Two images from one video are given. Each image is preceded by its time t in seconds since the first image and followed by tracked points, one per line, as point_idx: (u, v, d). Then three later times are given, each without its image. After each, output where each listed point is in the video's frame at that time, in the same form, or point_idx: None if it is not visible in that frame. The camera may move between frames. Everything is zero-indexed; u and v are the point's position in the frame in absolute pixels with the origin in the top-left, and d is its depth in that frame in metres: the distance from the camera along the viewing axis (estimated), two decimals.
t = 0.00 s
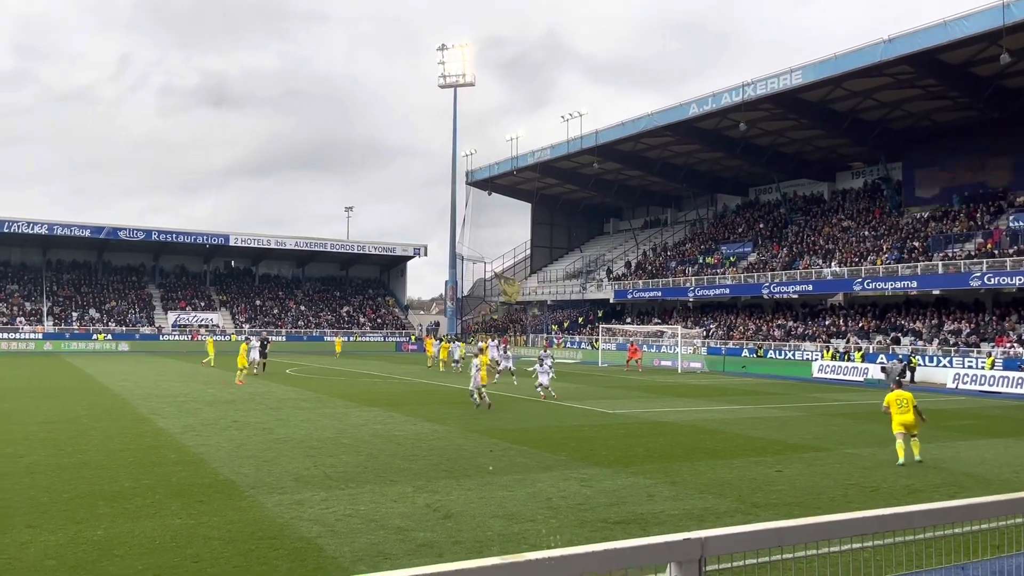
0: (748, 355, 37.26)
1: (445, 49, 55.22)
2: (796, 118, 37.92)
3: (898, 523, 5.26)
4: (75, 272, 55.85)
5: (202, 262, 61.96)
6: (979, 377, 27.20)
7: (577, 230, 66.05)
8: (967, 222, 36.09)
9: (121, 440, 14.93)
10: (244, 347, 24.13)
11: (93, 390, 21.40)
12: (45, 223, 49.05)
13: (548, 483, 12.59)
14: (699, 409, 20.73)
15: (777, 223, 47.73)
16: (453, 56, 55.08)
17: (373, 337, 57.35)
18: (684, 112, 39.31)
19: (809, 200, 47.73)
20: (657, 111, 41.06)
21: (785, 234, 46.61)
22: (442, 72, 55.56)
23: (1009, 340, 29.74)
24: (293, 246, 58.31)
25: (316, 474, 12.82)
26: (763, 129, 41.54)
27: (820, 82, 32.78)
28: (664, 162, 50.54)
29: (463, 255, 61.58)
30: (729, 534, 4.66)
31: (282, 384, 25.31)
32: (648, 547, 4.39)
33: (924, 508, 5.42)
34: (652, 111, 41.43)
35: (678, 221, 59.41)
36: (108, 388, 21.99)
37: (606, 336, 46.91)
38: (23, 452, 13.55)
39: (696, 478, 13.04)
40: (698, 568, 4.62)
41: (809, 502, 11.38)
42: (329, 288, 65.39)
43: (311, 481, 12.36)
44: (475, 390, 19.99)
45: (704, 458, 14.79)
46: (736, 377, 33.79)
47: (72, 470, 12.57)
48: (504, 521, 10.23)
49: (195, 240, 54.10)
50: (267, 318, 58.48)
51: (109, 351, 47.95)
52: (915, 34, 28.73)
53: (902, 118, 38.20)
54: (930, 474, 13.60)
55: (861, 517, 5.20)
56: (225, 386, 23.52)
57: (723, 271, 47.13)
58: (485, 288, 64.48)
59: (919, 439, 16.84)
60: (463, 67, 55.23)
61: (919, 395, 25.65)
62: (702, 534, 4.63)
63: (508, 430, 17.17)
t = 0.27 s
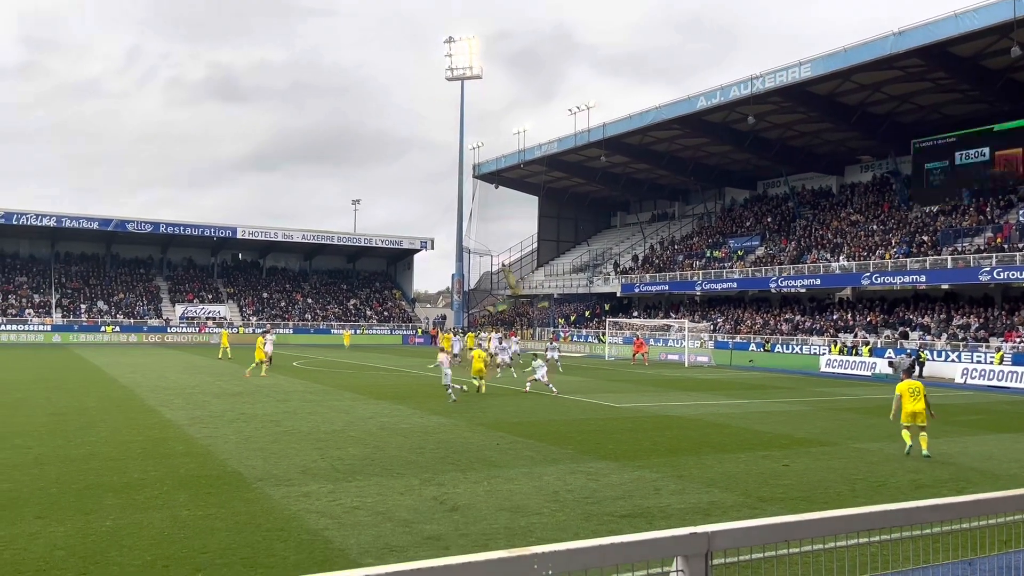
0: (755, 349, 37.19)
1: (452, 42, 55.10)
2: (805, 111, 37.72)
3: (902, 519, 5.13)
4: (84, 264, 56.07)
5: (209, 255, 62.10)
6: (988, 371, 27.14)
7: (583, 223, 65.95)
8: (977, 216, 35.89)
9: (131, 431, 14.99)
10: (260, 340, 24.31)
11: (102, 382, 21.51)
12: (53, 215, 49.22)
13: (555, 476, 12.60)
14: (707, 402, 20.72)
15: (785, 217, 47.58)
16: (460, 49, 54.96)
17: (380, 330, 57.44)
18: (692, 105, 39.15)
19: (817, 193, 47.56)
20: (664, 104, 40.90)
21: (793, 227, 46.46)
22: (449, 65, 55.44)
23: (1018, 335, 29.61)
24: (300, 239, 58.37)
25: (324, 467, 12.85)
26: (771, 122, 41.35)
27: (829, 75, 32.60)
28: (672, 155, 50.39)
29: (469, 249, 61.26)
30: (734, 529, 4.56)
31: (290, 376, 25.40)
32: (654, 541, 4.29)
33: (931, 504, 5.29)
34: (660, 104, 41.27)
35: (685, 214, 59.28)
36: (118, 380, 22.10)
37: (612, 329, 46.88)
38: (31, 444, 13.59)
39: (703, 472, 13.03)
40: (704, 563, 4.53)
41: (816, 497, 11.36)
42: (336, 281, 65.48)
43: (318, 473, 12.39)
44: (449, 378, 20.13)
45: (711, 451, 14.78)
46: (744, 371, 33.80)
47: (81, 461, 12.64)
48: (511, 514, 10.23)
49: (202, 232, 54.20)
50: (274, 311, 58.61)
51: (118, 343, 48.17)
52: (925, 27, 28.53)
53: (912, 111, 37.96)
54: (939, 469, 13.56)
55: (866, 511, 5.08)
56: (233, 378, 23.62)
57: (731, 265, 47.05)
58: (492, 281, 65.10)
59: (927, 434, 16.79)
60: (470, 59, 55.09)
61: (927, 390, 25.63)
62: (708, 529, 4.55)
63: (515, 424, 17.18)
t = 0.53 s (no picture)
0: (762, 344, 37.11)
1: (459, 35, 55.00)
2: (813, 105, 37.57)
3: (908, 514, 4.99)
4: (92, 257, 56.26)
5: (217, 248, 62.21)
6: (996, 367, 27.04)
7: (589, 218, 65.85)
8: (986, 211, 35.70)
9: (140, 423, 15.05)
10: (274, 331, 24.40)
11: (110, 374, 21.60)
12: (62, 208, 49.38)
13: (561, 470, 12.60)
14: (714, 397, 20.70)
15: (793, 211, 47.42)
16: (468, 42, 54.86)
17: (387, 323, 57.51)
18: (700, 99, 39.01)
19: (826, 188, 47.41)
20: (672, 97, 40.77)
21: (801, 222, 46.32)
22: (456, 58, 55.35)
23: None
24: (307, 232, 58.42)
25: (331, 460, 12.87)
26: (779, 116, 41.20)
27: (837, 69, 32.44)
28: (679, 149, 50.24)
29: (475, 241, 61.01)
30: (740, 523, 4.45)
31: (297, 369, 25.46)
32: (660, 536, 4.20)
33: (940, 500, 5.15)
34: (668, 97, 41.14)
35: (693, 209, 59.15)
36: (126, 372, 22.18)
37: (619, 323, 46.83)
38: (40, 436, 13.66)
39: (710, 467, 13.02)
40: (712, 558, 4.43)
41: (823, 492, 11.34)
42: (343, 274, 65.55)
43: (325, 466, 12.42)
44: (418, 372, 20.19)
45: (717, 446, 14.76)
46: (751, 366, 33.76)
47: (90, 453, 12.69)
48: (517, 507, 10.24)
49: (210, 226, 54.29)
50: (281, 304, 58.71)
51: (126, 336, 48.35)
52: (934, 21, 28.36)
53: (921, 106, 37.76)
54: (946, 464, 13.52)
55: (874, 507, 4.94)
56: (241, 371, 23.69)
57: (738, 259, 46.96)
58: (499, 274, 65.03)
59: (935, 430, 16.72)
60: (478, 52, 54.98)
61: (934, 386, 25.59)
62: (715, 523, 4.44)
63: (522, 418, 17.21)
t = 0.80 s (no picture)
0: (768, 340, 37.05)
1: (466, 29, 54.91)
2: (821, 100, 37.44)
3: (913, 511, 4.90)
4: (100, 251, 56.43)
5: (223, 242, 62.33)
6: (1004, 364, 26.94)
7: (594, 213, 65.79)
8: (994, 207, 35.55)
9: (149, 417, 15.10)
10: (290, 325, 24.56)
11: (118, 368, 21.66)
12: (70, 202, 49.53)
13: (567, 465, 12.61)
14: (720, 393, 20.69)
15: (800, 207, 47.32)
16: (474, 37, 54.76)
17: (392, 318, 57.58)
18: (707, 94, 38.90)
19: (833, 183, 47.28)
20: (679, 92, 40.66)
21: (808, 217, 46.22)
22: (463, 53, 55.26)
23: None
24: (314, 227, 58.48)
25: (336, 454, 12.91)
26: (787, 111, 41.07)
27: (846, 64, 32.29)
28: (686, 144, 50.13)
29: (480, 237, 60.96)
30: (746, 519, 4.38)
31: (303, 363, 25.52)
32: (666, 531, 4.15)
33: (946, 496, 5.06)
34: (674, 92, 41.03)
35: (699, 204, 59.05)
36: (133, 366, 22.24)
37: (625, 319, 46.82)
38: (49, 429, 13.72)
39: (716, 462, 13.02)
40: (718, 554, 4.37)
41: (829, 488, 11.34)
42: (349, 269, 65.64)
43: (331, 460, 12.45)
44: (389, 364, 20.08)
45: (723, 442, 14.76)
46: (757, 362, 33.73)
47: (99, 446, 12.75)
48: (522, 502, 10.26)
49: (217, 220, 54.39)
50: (288, 298, 58.83)
51: (133, 329, 48.51)
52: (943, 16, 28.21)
53: (930, 101, 37.60)
54: (953, 461, 13.50)
55: (878, 504, 4.85)
56: (248, 365, 23.74)
57: (745, 255, 46.89)
58: (505, 270, 64.95)
59: (941, 426, 16.69)
60: (485, 47, 54.89)
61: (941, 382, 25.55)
62: (721, 518, 4.37)
63: (528, 412, 17.23)
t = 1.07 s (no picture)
0: (773, 337, 37.02)
1: (472, 25, 54.86)
2: (828, 97, 37.32)
3: (920, 509, 4.82)
4: (106, 246, 56.57)
5: (229, 238, 62.42)
6: (1010, 362, 26.90)
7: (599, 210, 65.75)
8: (1001, 204, 35.44)
9: (155, 412, 15.14)
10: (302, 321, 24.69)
11: (123, 363, 21.71)
12: (76, 198, 49.63)
13: (571, 462, 12.62)
14: (724, 390, 20.69)
15: (805, 204, 47.25)
16: (480, 33, 54.68)
17: (397, 314, 57.65)
18: (713, 90, 38.80)
19: (839, 180, 47.16)
20: (684, 89, 40.57)
21: (814, 214, 46.14)
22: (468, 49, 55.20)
23: None
24: (319, 223, 58.53)
25: (342, 449, 12.93)
26: (793, 107, 40.96)
27: (852, 61, 32.17)
28: (692, 141, 50.03)
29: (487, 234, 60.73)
30: (753, 517, 4.32)
31: (309, 359, 25.57)
32: (671, 528, 4.10)
33: (952, 494, 4.97)
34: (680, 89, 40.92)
35: (705, 201, 58.98)
36: (139, 361, 22.29)
37: (630, 315, 46.81)
38: (56, 424, 13.76)
39: (721, 459, 13.02)
40: (723, 552, 4.31)
41: (835, 486, 11.33)
42: (354, 265, 65.71)
43: (336, 456, 12.47)
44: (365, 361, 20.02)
45: (728, 439, 14.77)
46: (762, 359, 33.74)
47: (104, 441, 12.78)
48: (528, 498, 10.27)
49: (222, 216, 54.44)
50: (293, 294, 58.93)
51: (139, 325, 48.65)
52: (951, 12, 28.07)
53: (937, 97, 37.45)
54: (958, 459, 13.48)
55: (886, 501, 4.77)
56: (253, 361, 23.79)
57: (750, 252, 46.84)
58: (510, 266, 64.68)
59: (947, 424, 16.64)
60: (490, 43, 54.80)
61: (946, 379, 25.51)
62: (728, 516, 4.32)
63: (533, 409, 17.23)
